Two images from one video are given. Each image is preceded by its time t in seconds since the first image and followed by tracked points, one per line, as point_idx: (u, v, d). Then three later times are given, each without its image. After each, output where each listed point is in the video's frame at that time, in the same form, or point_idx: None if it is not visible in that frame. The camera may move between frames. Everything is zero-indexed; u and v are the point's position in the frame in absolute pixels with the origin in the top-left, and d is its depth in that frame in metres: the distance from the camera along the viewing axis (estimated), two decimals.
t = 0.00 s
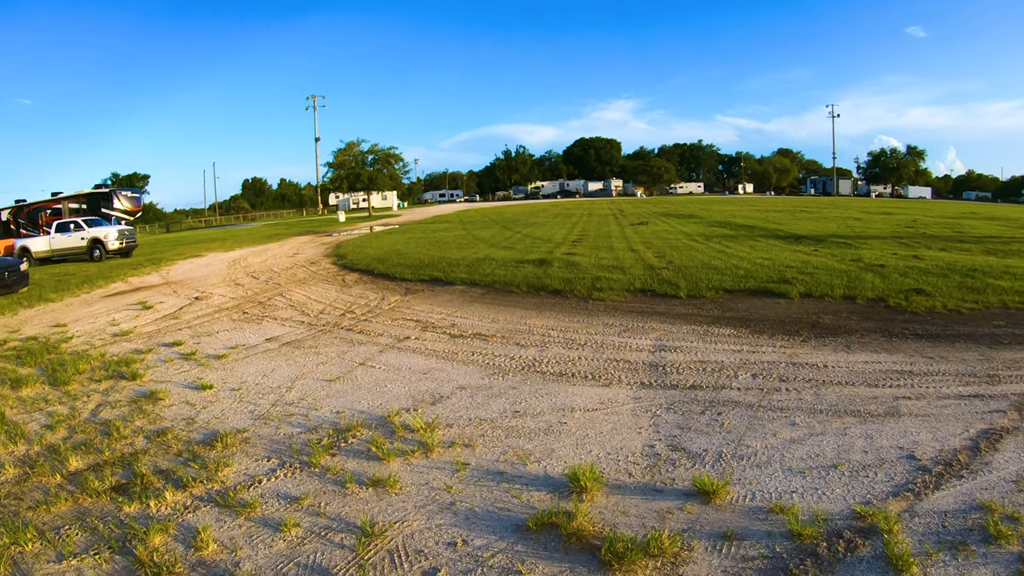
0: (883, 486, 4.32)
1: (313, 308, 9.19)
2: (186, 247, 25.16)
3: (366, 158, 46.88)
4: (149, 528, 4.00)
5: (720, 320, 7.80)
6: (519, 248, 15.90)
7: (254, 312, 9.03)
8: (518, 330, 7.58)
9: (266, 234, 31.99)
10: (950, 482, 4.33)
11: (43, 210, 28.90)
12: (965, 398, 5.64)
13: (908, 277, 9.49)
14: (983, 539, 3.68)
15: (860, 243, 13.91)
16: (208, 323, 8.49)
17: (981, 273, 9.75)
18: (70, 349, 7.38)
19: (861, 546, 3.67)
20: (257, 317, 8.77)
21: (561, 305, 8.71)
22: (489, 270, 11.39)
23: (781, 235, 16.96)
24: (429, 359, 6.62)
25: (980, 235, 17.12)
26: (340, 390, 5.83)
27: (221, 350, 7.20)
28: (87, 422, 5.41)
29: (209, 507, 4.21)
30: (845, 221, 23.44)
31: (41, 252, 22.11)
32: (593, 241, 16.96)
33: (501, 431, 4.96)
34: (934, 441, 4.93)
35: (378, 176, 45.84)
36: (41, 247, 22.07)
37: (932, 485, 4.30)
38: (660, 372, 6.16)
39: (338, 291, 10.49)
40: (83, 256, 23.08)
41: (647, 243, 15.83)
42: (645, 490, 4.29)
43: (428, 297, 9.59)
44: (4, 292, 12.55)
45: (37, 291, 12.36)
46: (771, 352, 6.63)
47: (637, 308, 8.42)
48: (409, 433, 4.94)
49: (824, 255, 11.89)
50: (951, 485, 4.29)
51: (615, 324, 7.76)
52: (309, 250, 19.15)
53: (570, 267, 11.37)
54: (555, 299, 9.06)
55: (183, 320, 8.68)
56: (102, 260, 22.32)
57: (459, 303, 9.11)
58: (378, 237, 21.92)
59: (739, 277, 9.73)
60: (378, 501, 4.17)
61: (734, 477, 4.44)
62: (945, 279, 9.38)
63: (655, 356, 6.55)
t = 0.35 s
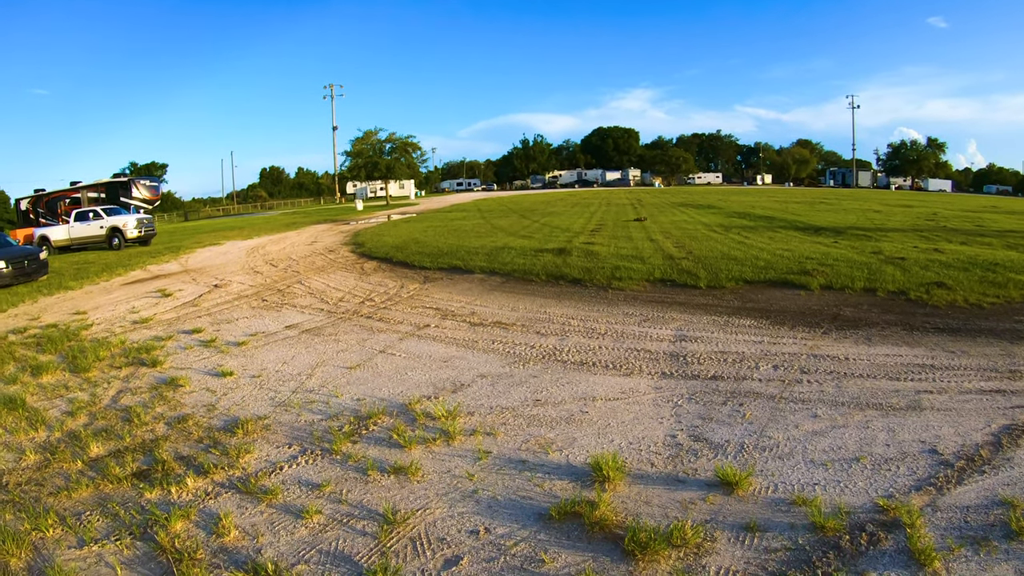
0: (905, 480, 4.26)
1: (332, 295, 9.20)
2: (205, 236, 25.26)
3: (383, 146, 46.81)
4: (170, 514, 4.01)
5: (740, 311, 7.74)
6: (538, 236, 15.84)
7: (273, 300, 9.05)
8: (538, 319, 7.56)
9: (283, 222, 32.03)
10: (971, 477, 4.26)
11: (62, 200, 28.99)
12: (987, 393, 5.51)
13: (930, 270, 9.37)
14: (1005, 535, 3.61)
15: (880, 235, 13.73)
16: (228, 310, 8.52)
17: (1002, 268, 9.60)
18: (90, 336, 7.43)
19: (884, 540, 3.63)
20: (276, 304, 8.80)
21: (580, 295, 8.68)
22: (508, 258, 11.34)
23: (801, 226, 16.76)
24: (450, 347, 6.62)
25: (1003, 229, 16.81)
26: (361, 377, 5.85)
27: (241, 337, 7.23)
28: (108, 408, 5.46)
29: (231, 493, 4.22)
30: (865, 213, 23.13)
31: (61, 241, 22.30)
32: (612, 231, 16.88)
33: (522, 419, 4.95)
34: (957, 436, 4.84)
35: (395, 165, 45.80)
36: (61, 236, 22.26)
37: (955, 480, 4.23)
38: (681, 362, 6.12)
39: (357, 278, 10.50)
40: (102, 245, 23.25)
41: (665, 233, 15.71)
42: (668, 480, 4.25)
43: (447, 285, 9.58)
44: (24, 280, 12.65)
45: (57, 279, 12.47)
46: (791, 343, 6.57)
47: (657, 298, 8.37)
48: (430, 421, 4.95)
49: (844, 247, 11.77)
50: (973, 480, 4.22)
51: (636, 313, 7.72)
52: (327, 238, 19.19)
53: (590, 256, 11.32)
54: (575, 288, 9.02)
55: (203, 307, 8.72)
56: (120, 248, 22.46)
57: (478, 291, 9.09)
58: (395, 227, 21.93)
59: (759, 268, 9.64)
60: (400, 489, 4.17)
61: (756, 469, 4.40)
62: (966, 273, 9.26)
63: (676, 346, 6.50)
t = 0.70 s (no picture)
0: (926, 477, 4.21)
1: (353, 283, 9.22)
2: (226, 223, 25.39)
3: (404, 135, 46.65)
4: (191, 499, 4.05)
5: (761, 303, 7.68)
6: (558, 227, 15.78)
7: (294, 287, 9.09)
8: (558, 309, 7.55)
9: (303, 210, 32.07)
10: (993, 476, 4.19)
11: (84, 188, 29.21)
12: (1009, 392, 5.37)
13: (952, 267, 9.21)
14: None
15: (902, 230, 13.53)
16: (248, 297, 8.57)
17: None
18: (111, 322, 7.50)
19: (904, 537, 3.59)
20: (297, 292, 8.84)
21: (601, 285, 8.66)
22: (528, 248, 11.31)
23: (821, 219, 16.54)
24: (470, 336, 6.64)
25: None
26: (382, 365, 5.88)
27: (262, 324, 7.27)
28: (130, 394, 5.52)
29: (252, 479, 4.25)
30: (889, 207, 22.71)
31: (83, 228, 22.54)
32: (632, 222, 16.77)
33: (543, 409, 4.95)
34: (979, 434, 4.74)
35: (416, 154, 45.71)
36: (83, 223, 22.51)
37: (976, 478, 4.16)
38: (702, 354, 6.08)
39: (378, 267, 10.52)
40: (123, 233, 23.47)
41: (687, 224, 15.60)
42: (688, 472, 4.23)
43: (468, 274, 9.58)
44: (47, 267, 12.81)
45: (80, 266, 12.63)
46: (813, 337, 6.49)
47: (677, 289, 8.33)
48: (452, 409, 4.96)
49: (865, 241, 11.64)
50: (995, 479, 4.15)
51: (657, 304, 7.68)
52: (348, 227, 19.25)
53: (610, 247, 11.27)
54: (596, 279, 9.00)
55: (224, 294, 8.77)
56: (141, 236, 22.64)
57: (498, 281, 9.08)
58: (416, 215, 21.98)
59: (781, 261, 9.55)
60: (421, 476, 4.18)
61: (777, 462, 4.37)
62: (989, 270, 9.09)
63: (697, 338, 6.47)
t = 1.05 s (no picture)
0: (947, 475, 4.15)
1: (375, 272, 9.28)
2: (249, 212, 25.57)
3: (427, 125, 46.55)
4: (214, 483, 4.10)
5: (785, 297, 7.63)
6: (580, 217, 15.73)
7: (317, 275, 9.16)
8: (581, 299, 7.57)
9: (323, 199, 32.19)
10: (1017, 475, 4.11)
11: (108, 176, 29.55)
12: None
13: (977, 264, 9.04)
14: None
15: (928, 226, 13.32)
16: (271, 285, 8.65)
17: None
18: (135, 309, 7.60)
19: (924, 534, 3.55)
20: (320, 280, 8.91)
21: (624, 276, 8.66)
22: (552, 238, 11.31)
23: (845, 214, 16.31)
24: (493, 326, 6.69)
25: None
26: (404, 353, 5.95)
27: (285, 311, 7.35)
28: (154, 379, 5.60)
29: (273, 464, 4.29)
30: (915, 203, 22.24)
31: (107, 217, 22.84)
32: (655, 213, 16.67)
33: (565, 399, 4.98)
34: (1004, 432, 4.64)
35: (438, 143, 45.64)
36: (108, 212, 22.83)
37: (999, 477, 4.09)
38: (724, 347, 6.06)
39: (400, 256, 10.57)
40: (147, 222, 23.73)
41: (710, 217, 15.49)
42: (709, 464, 4.22)
43: (491, 264, 9.59)
44: (71, 255, 12.99)
45: (105, 253, 12.82)
46: (836, 332, 6.44)
47: (700, 281, 8.30)
48: (473, 398, 5.01)
49: (889, 236, 11.50)
50: (1018, 478, 4.07)
51: (679, 296, 7.66)
52: (370, 216, 19.32)
53: (634, 238, 11.23)
54: (619, 270, 9.00)
55: (246, 282, 8.86)
56: (165, 225, 22.85)
57: (521, 270, 9.10)
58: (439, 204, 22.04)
59: (804, 254, 9.46)
60: (442, 464, 4.21)
61: (799, 456, 4.34)
62: (1014, 267, 8.90)
63: (720, 330, 6.44)
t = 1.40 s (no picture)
0: (970, 474, 4.09)
1: (399, 262, 9.32)
2: (274, 202, 25.73)
3: (450, 116, 46.52)
4: (237, 468, 4.15)
5: (808, 292, 7.57)
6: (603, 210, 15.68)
7: (340, 265, 9.23)
8: (604, 291, 7.57)
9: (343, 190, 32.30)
10: None
11: (133, 167, 29.86)
12: None
13: (1004, 261, 8.81)
14: None
15: (953, 223, 13.08)
16: (295, 274, 8.72)
17: None
18: (159, 297, 7.70)
19: (946, 533, 3.52)
20: (344, 269, 8.97)
21: (648, 269, 8.64)
22: (575, 230, 11.29)
23: (870, 209, 16.06)
24: (516, 317, 6.72)
25: None
26: (427, 343, 6.00)
27: (308, 300, 7.42)
28: (178, 366, 5.68)
29: (297, 451, 4.34)
30: (942, 199, 21.79)
31: (131, 206, 23.12)
32: (679, 206, 16.55)
33: (588, 390, 5.00)
34: None
35: (461, 134, 45.66)
36: (132, 201, 23.14)
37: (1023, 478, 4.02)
38: (747, 341, 6.03)
39: (423, 246, 10.62)
40: (172, 212, 23.98)
41: (735, 210, 15.36)
42: (731, 458, 4.21)
43: (514, 255, 9.60)
44: (96, 244, 13.19)
45: (131, 243, 13.01)
46: (861, 328, 6.37)
47: (723, 275, 8.26)
48: (496, 387, 5.04)
49: (914, 232, 11.35)
50: None
51: (703, 289, 7.63)
52: (394, 207, 19.38)
53: (657, 231, 11.19)
54: (642, 263, 8.98)
55: (270, 271, 8.94)
56: (189, 215, 23.05)
57: (544, 262, 9.11)
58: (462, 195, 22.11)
59: (829, 249, 9.36)
60: (464, 453, 4.23)
61: (821, 452, 4.32)
62: None
63: (743, 325, 6.41)
